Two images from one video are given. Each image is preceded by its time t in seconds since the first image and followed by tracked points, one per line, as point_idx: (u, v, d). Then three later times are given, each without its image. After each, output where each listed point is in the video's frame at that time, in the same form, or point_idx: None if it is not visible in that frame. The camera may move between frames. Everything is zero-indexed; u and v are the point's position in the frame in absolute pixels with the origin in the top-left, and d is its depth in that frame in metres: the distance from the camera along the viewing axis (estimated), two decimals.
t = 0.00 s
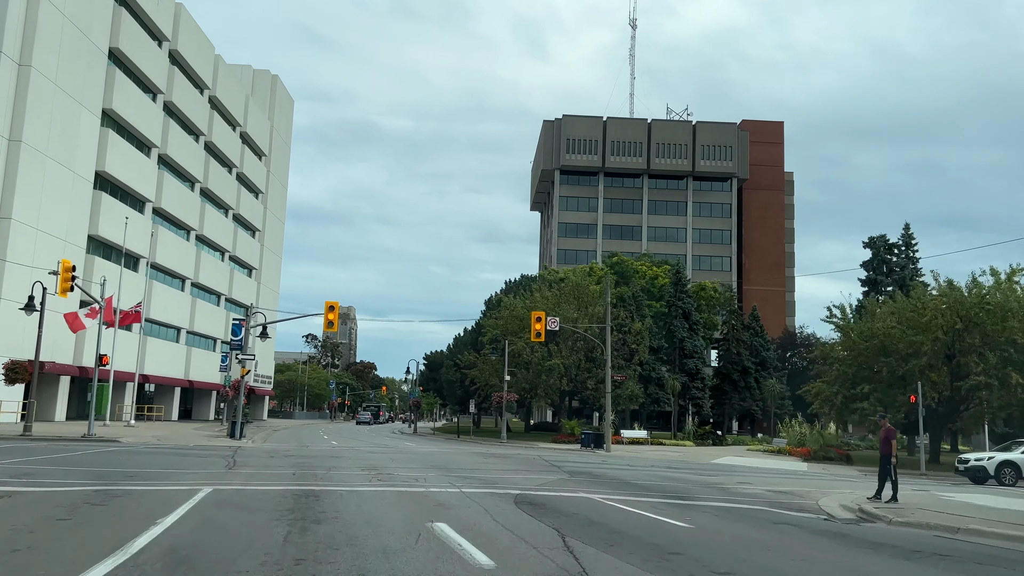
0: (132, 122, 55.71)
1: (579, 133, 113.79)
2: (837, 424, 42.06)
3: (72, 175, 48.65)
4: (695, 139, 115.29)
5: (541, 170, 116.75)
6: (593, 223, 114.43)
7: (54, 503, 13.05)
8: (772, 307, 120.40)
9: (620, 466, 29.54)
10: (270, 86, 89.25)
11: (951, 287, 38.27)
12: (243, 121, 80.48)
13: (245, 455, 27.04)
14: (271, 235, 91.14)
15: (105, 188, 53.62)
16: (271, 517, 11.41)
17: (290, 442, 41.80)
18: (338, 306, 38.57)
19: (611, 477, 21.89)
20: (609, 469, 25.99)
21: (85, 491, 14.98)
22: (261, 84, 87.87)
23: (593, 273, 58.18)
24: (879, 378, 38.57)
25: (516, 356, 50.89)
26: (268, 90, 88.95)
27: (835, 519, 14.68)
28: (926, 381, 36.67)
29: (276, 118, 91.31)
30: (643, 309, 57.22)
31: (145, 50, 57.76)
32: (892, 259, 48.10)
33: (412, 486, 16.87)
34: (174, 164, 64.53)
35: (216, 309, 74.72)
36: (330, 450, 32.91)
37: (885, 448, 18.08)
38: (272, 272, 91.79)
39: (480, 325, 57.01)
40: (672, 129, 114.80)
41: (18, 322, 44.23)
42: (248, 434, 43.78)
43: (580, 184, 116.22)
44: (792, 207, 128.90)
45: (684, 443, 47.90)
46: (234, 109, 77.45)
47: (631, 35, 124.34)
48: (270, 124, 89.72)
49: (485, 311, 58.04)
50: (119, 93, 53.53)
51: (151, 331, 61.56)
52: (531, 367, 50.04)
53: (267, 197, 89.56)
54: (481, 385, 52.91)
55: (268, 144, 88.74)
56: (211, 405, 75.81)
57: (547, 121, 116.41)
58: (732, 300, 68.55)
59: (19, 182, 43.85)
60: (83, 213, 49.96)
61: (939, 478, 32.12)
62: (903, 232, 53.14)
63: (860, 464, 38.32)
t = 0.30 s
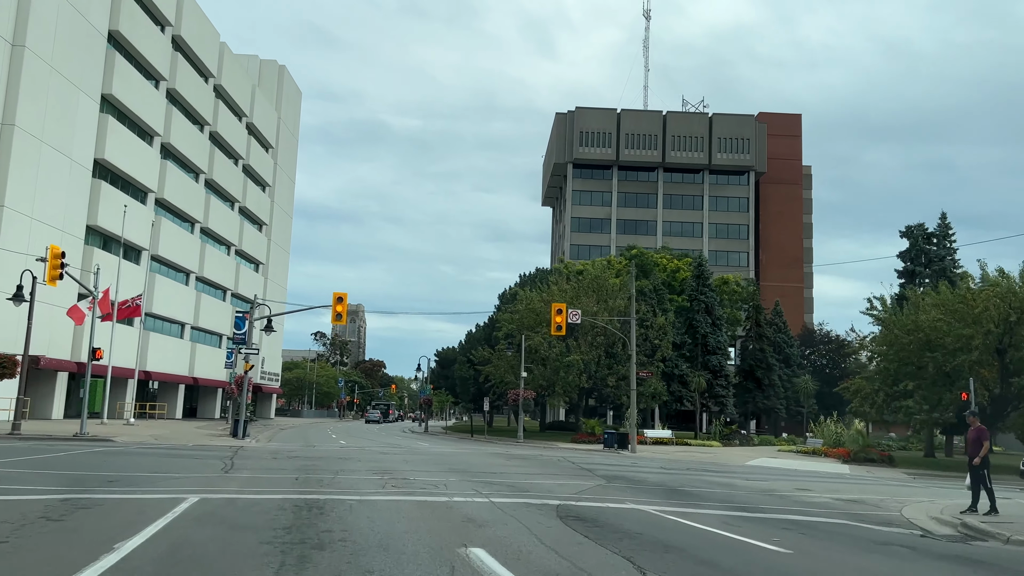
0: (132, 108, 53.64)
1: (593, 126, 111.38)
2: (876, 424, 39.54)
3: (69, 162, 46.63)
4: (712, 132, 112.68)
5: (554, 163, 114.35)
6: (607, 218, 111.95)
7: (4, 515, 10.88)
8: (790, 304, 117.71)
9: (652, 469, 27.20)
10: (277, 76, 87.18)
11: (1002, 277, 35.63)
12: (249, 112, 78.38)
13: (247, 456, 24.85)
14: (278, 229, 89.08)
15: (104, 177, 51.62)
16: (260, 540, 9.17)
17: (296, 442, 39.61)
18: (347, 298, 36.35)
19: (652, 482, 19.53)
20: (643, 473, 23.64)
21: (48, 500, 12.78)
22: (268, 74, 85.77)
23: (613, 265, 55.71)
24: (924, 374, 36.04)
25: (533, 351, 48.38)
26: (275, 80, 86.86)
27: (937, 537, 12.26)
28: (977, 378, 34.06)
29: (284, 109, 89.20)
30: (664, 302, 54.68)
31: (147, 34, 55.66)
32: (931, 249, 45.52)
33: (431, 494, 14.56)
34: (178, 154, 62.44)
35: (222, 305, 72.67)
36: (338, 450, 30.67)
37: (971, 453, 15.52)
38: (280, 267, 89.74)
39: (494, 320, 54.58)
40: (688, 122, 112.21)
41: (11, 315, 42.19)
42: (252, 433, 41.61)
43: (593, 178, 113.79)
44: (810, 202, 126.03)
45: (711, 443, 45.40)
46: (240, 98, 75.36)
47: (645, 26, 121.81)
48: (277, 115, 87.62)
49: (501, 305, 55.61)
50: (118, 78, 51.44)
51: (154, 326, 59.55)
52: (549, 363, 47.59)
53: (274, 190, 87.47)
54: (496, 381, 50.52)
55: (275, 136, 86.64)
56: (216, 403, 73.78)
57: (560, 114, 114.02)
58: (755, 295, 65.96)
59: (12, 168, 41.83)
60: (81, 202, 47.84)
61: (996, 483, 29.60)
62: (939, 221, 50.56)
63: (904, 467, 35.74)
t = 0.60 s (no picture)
0: (132, 94, 51.58)
1: (605, 117, 108.98)
2: (919, 423, 37.21)
3: (65, 149, 44.61)
4: (727, 123, 110.14)
5: (565, 156, 112.04)
6: (620, 211, 109.54)
7: None
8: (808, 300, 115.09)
9: (688, 470, 25.01)
10: (283, 67, 85.08)
11: None
12: (254, 102, 76.27)
13: (246, 458, 22.61)
14: (285, 223, 87.01)
15: (103, 165, 49.62)
16: None
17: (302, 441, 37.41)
18: (355, 289, 34.14)
19: (701, 487, 17.18)
20: (683, 475, 21.32)
21: None
22: (274, 64, 83.75)
23: (633, 256, 53.22)
24: (973, 368, 33.60)
25: (550, 345, 45.96)
26: (281, 70, 84.81)
27: None
28: None
29: (290, 100, 87.14)
30: (687, 295, 52.29)
31: (147, 18, 53.65)
32: (974, 236, 43.14)
33: (455, 505, 12.24)
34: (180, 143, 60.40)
35: (226, 300, 70.68)
36: (346, 450, 28.40)
37: None
38: (286, 262, 87.72)
39: (509, 314, 52.24)
40: (703, 113, 109.72)
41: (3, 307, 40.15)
42: (256, 431, 39.53)
43: (606, 171, 111.39)
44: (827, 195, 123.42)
45: (740, 443, 42.97)
46: (245, 88, 73.28)
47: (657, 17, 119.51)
48: (283, 106, 85.54)
49: (516, 298, 53.18)
50: (117, 62, 49.38)
51: (155, 321, 57.54)
52: (567, 358, 45.20)
53: (280, 183, 85.42)
54: (512, 378, 48.11)
55: (281, 127, 84.58)
56: (221, 401, 71.77)
57: (571, 105, 111.71)
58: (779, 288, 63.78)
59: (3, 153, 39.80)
60: (77, 191, 45.81)
61: None
62: (977, 207, 48.05)
63: (953, 469, 33.27)
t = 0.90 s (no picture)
0: (130, 79, 49.51)
1: (617, 109, 106.60)
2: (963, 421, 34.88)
3: (57, 135, 42.63)
4: (742, 114, 107.57)
5: (575, 149, 109.68)
6: (631, 205, 107.20)
7: None
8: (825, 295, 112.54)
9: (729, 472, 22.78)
10: (287, 57, 83.02)
11: None
12: (257, 91, 74.18)
13: (243, 459, 20.44)
14: (290, 217, 84.93)
15: (99, 152, 47.58)
16: None
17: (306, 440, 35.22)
18: (362, 279, 31.98)
19: (762, 495, 14.80)
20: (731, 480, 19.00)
21: None
22: (278, 53, 81.65)
23: (653, 246, 50.79)
24: None
25: (567, 340, 43.61)
26: (285, 60, 82.71)
27: None
28: None
29: (295, 90, 85.02)
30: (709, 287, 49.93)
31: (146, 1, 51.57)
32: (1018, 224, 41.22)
33: (486, 521, 10.00)
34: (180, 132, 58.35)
35: (229, 294, 68.64)
36: (351, 451, 26.14)
37: None
38: (291, 257, 85.66)
39: (523, 307, 49.95)
40: (717, 104, 107.18)
41: None
42: (257, 430, 37.41)
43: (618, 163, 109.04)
44: (844, 188, 120.78)
45: (769, 443, 40.67)
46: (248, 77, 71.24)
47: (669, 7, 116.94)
48: (287, 97, 83.44)
49: (530, 291, 50.90)
50: (113, 45, 47.30)
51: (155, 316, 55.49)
52: (585, 353, 42.91)
53: (284, 176, 83.33)
54: (526, 374, 45.76)
55: (285, 118, 82.48)
56: (225, 398, 69.74)
57: (581, 96, 109.27)
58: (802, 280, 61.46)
59: None
60: (69, 178, 43.78)
61: None
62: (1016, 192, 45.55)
63: (1006, 469, 30.93)
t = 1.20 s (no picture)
0: (127, 64, 47.53)
1: (628, 100, 104.28)
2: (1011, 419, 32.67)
3: (49, 120, 40.73)
4: (756, 105, 105.09)
5: (585, 141, 107.41)
6: (643, 198, 104.99)
7: None
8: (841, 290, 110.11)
9: (776, 475, 20.71)
10: (291, 46, 81.01)
11: None
12: (261, 80, 72.12)
13: (239, 461, 18.40)
14: (295, 210, 82.96)
15: (95, 140, 45.67)
16: None
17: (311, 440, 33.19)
18: (370, 267, 29.69)
19: (838, 505, 12.70)
20: (787, 484, 16.94)
21: None
22: (282, 42, 79.59)
23: (672, 236, 48.59)
24: None
25: (585, 333, 41.41)
26: (289, 49, 80.70)
27: None
28: None
29: (299, 80, 82.97)
30: (732, 278, 47.72)
31: None
32: None
33: (532, 546, 7.90)
34: (181, 120, 56.37)
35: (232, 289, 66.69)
36: (359, 452, 24.07)
37: None
38: (297, 251, 83.70)
39: (538, 299, 47.68)
40: (730, 95, 104.75)
41: None
42: (259, 428, 35.40)
43: (629, 155, 106.72)
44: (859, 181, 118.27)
45: (799, 442, 38.55)
46: (251, 66, 69.25)
47: None
48: (292, 87, 81.41)
49: (543, 283, 48.72)
50: (109, 27, 45.31)
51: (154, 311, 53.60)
52: (604, 347, 40.77)
53: (289, 167, 81.34)
54: (541, 369, 43.56)
55: (290, 109, 80.46)
56: (228, 395, 67.83)
57: (591, 87, 106.90)
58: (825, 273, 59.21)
59: None
60: (61, 165, 41.83)
61: None
62: None
63: None
